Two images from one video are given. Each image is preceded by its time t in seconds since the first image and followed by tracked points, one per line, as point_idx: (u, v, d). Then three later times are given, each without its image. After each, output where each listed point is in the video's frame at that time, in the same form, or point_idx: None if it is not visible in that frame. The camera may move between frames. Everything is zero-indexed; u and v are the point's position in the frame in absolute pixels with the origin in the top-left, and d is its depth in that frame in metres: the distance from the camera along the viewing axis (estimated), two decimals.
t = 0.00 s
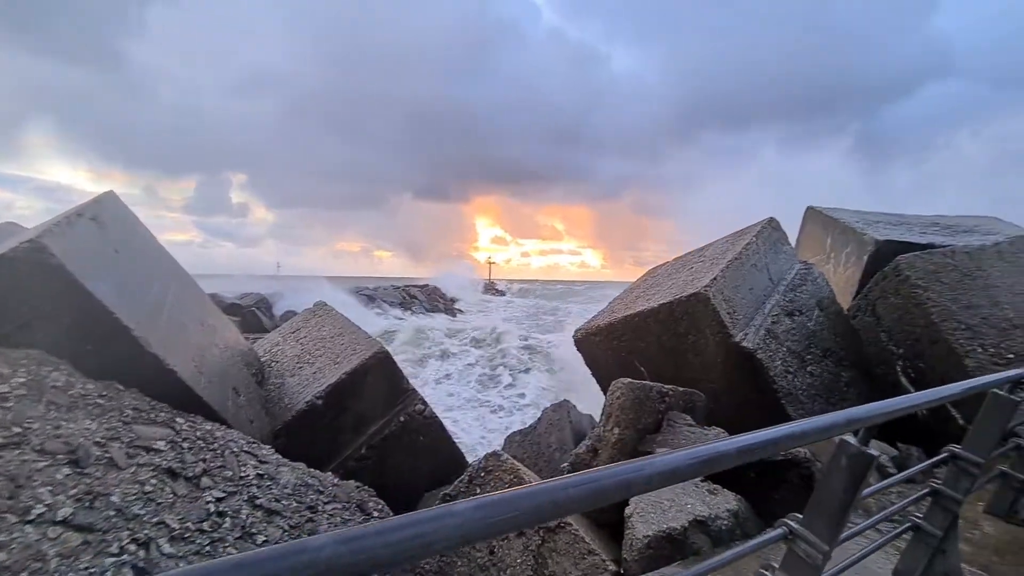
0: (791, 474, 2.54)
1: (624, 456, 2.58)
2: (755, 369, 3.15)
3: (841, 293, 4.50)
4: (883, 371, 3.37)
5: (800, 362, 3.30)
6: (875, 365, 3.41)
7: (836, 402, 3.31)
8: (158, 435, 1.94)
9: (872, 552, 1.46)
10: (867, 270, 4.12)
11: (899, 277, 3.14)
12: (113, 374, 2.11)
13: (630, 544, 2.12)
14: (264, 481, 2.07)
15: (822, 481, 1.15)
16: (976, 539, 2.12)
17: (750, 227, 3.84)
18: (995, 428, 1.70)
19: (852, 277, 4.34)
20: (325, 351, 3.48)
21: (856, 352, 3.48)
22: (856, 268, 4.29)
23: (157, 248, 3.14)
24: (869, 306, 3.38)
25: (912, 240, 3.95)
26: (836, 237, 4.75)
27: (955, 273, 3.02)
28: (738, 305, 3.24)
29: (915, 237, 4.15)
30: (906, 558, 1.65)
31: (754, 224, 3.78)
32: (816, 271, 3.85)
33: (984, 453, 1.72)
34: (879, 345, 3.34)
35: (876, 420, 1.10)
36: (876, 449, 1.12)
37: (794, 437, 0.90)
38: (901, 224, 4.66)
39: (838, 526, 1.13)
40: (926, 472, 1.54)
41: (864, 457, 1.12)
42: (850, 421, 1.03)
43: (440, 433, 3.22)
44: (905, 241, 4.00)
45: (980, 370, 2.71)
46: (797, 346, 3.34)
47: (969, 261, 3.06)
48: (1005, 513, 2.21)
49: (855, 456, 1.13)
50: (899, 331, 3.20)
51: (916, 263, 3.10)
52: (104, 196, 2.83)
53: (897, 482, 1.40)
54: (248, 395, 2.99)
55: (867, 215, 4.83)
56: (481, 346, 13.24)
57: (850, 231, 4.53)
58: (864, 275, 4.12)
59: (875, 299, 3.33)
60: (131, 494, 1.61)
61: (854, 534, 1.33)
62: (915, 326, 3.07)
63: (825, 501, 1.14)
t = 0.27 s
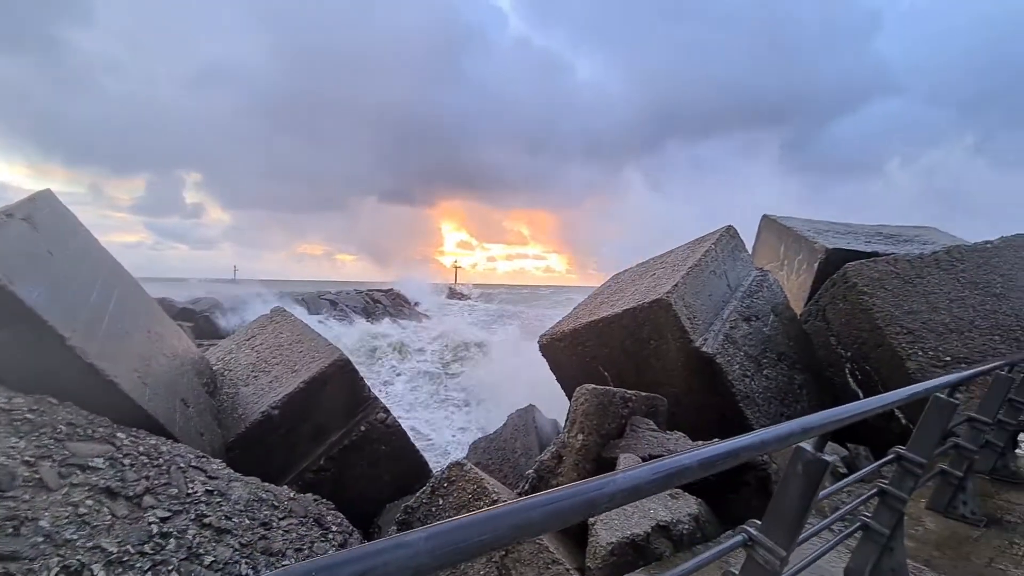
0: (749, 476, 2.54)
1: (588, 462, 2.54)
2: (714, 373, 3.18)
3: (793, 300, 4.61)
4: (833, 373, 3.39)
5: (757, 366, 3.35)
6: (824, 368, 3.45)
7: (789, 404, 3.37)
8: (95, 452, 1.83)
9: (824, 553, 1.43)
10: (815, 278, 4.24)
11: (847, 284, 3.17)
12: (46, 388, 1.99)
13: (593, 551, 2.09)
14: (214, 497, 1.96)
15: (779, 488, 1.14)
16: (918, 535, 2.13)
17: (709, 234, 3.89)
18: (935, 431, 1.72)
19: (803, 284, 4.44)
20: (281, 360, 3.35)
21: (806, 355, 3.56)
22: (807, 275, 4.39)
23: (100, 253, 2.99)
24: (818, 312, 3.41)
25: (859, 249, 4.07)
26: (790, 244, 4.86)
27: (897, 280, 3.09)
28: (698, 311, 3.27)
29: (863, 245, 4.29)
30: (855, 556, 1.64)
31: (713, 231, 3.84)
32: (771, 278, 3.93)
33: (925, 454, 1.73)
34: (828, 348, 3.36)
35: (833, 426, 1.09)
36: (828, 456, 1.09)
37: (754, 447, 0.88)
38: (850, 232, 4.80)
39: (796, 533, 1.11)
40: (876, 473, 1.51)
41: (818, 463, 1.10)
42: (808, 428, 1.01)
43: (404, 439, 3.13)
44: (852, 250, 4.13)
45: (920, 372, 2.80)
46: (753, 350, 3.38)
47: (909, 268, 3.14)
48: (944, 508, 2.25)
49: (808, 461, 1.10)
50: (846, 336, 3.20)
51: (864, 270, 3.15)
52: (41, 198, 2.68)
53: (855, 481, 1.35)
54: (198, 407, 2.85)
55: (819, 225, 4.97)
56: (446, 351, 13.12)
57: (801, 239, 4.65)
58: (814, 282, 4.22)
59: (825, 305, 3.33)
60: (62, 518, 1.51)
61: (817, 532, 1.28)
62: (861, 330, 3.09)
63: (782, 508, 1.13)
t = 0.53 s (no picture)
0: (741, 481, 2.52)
1: (581, 467, 2.52)
2: (706, 377, 3.17)
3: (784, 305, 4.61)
4: (823, 377, 3.39)
5: (750, 370, 3.34)
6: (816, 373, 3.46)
7: (781, 408, 3.37)
8: (77, 460, 1.79)
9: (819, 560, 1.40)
10: (806, 283, 4.25)
11: (837, 288, 3.20)
12: (27, 394, 1.94)
13: (586, 559, 2.07)
14: (200, 506, 1.92)
15: (774, 494, 1.11)
16: (909, 539, 2.12)
17: (701, 239, 3.88)
18: (926, 435, 1.71)
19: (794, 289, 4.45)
20: (271, 365, 3.31)
21: (798, 359, 3.55)
22: (798, 280, 4.40)
23: (86, 257, 2.94)
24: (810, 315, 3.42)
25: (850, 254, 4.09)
26: (781, 249, 4.88)
27: (886, 285, 3.11)
28: (691, 315, 3.27)
29: (853, 250, 4.31)
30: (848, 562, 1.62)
31: (705, 236, 3.84)
32: (763, 283, 3.93)
33: (916, 459, 1.72)
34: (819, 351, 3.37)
35: (828, 431, 1.07)
36: (823, 463, 1.07)
37: (748, 455, 0.86)
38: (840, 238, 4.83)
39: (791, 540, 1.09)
40: (868, 478, 1.49)
41: (812, 470, 1.08)
42: (802, 434, 1.00)
43: (395, 445, 3.10)
44: (842, 254, 4.15)
45: (910, 376, 2.80)
46: (746, 354, 3.38)
47: (897, 273, 3.16)
48: (935, 512, 2.24)
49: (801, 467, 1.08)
50: (836, 339, 3.22)
51: (854, 274, 3.18)
52: (25, 202, 2.63)
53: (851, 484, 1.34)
54: (185, 413, 2.81)
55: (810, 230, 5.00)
56: (438, 356, 13.07)
57: (792, 244, 4.66)
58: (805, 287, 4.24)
59: (816, 309, 3.36)
60: (42, 529, 1.47)
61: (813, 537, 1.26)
62: (851, 334, 3.11)
63: (775, 514, 1.10)
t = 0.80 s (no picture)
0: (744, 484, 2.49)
1: (583, 471, 2.50)
2: (708, 379, 3.14)
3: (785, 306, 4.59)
4: (827, 379, 3.36)
5: (752, 372, 3.32)
6: (820, 376, 3.39)
7: (783, 410, 3.36)
8: (73, 465, 1.76)
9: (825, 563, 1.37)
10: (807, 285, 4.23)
11: (839, 290, 3.16)
12: (23, 398, 1.92)
13: (589, 564, 2.05)
14: (198, 511, 1.89)
15: (782, 500, 1.09)
16: (916, 543, 2.10)
17: (702, 241, 3.86)
18: (934, 439, 1.69)
19: (796, 290, 4.43)
20: (270, 368, 3.29)
21: (801, 360, 3.52)
22: (799, 282, 4.38)
23: (83, 259, 2.92)
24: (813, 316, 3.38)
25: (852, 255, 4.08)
26: (782, 251, 4.86)
27: (888, 286, 3.08)
28: (693, 316, 3.25)
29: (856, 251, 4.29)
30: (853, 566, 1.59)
31: (707, 237, 3.82)
32: (766, 284, 3.91)
33: (924, 462, 1.70)
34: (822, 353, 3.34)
35: (839, 436, 1.05)
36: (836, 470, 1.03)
37: (758, 462, 0.83)
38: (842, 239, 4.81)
39: (801, 547, 1.06)
40: (876, 481, 1.47)
41: (824, 475, 1.04)
42: (813, 440, 0.98)
43: (395, 448, 3.08)
44: (843, 256, 4.14)
45: (913, 378, 2.79)
46: (748, 357, 3.36)
47: (901, 274, 3.13)
48: (940, 516, 2.22)
49: (812, 473, 1.05)
50: (840, 342, 3.19)
51: (856, 277, 3.13)
52: (23, 204, 2.62)
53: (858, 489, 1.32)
54: (183, 417, 2.78)
55: (812, 231, 4.98)
56: (439, 358, 13.07)
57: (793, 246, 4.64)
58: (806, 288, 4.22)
59: (818, 311, 3.33)
60: (36, 535, 1.45)
61: (820, 543, 1.23)
62: (854, 336, 3.08)
63: (784, 521, 1.08)
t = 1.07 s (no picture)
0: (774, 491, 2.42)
1: (605, 474, 2.46)
2: (734, 382, 3.07)
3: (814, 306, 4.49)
4: (858, 383, 3.27)
5: (780, 375, 3.24)
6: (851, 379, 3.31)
7: (813, 415, 3.27)
8: (98, 463, 1.78)
9: None
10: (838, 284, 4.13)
11: (872, 289, 3.10)
12: (50, 396, 1.94)
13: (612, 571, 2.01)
14: (219, 510, 1.90)
15: (820, 516, 1.04)
16: (960, 556, 2.02)
17: (727, 240, 3.78)
18: (980, 448, 1.62)
19: (825, 290, 4.34)
20: (292, 367, 3.31)
21: (831, 362, 3.42)
22: (829, 281, 4.29)
23: (110, 259, 2.97)
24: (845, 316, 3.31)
25: (885, 255, 3.97)
26: (810, 250, 4.76)
27: (926, 286, 2.99)
28: (718, 317, 3.18)
29: (888, 250, 4.18)
30: None
31: (732, 236, 3.75)
32: (793, 284, 3.81)
33: (970, 473, 1.64)
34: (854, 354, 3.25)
35: (880, 445, 1.00)
36: (881, 481, 0.98)
37: (797, 473, 0.80)
38: (873, 238, 4.69)
39: (840, 562, 1.01)
40: (918, 491, 1.41)
41: (865, 486, 0.99)
42: (855, 450, 0.93)
43: (416, 449, 3.07)
44: (876, 255, 4.04)
45: (952, 382, 2.70)
46: (776, 359, 3.28)
47: (939, 274, 3.02)
48: (985, 528, 2.13)
49: (854, 485, 1.00)
50: (873, 343, 3.11)
51: (890, 276, 3.06)
52: (52, 205, 2.66)
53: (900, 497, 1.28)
54: (207, 415, 2.81)
55: (841, 229, 4.87)
56: (460, 359, 13.08)
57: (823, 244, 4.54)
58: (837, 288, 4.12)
59: (850, 311, 3.26)
60: (60, 532, 1.46)
61: (858, 557, 1.18)
62: (887, 338, 3.02)
63: (825, 539, 1.03)
